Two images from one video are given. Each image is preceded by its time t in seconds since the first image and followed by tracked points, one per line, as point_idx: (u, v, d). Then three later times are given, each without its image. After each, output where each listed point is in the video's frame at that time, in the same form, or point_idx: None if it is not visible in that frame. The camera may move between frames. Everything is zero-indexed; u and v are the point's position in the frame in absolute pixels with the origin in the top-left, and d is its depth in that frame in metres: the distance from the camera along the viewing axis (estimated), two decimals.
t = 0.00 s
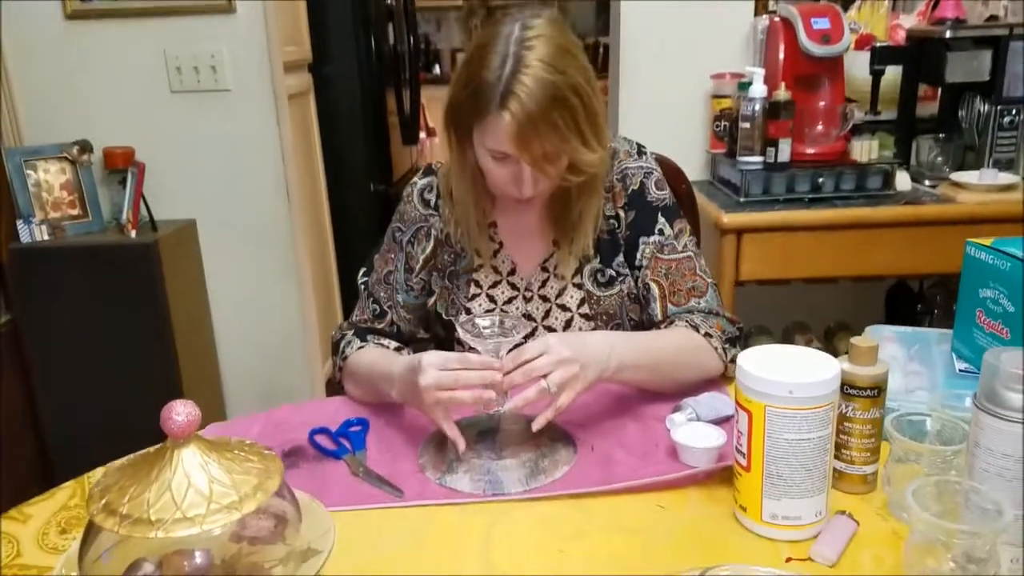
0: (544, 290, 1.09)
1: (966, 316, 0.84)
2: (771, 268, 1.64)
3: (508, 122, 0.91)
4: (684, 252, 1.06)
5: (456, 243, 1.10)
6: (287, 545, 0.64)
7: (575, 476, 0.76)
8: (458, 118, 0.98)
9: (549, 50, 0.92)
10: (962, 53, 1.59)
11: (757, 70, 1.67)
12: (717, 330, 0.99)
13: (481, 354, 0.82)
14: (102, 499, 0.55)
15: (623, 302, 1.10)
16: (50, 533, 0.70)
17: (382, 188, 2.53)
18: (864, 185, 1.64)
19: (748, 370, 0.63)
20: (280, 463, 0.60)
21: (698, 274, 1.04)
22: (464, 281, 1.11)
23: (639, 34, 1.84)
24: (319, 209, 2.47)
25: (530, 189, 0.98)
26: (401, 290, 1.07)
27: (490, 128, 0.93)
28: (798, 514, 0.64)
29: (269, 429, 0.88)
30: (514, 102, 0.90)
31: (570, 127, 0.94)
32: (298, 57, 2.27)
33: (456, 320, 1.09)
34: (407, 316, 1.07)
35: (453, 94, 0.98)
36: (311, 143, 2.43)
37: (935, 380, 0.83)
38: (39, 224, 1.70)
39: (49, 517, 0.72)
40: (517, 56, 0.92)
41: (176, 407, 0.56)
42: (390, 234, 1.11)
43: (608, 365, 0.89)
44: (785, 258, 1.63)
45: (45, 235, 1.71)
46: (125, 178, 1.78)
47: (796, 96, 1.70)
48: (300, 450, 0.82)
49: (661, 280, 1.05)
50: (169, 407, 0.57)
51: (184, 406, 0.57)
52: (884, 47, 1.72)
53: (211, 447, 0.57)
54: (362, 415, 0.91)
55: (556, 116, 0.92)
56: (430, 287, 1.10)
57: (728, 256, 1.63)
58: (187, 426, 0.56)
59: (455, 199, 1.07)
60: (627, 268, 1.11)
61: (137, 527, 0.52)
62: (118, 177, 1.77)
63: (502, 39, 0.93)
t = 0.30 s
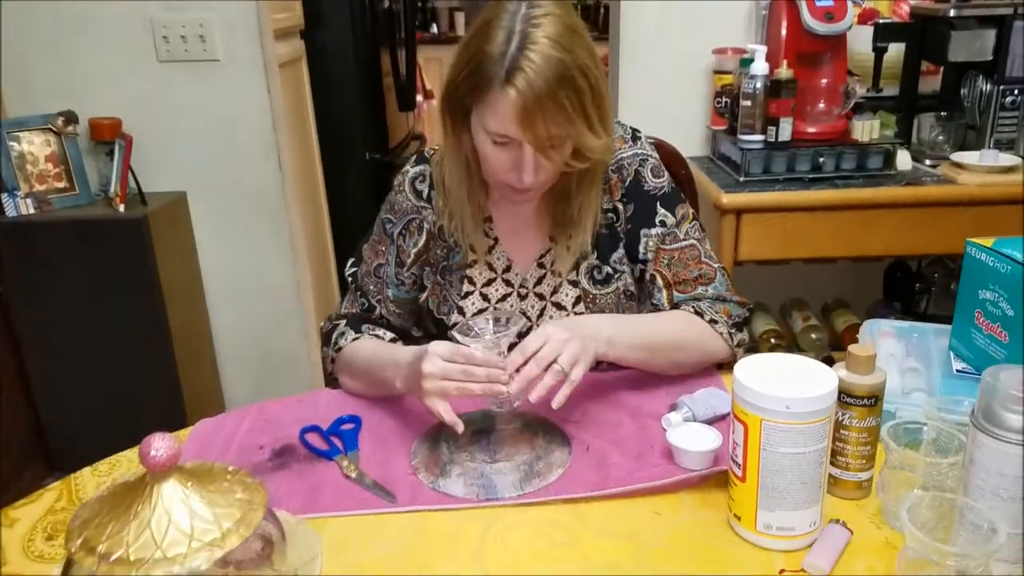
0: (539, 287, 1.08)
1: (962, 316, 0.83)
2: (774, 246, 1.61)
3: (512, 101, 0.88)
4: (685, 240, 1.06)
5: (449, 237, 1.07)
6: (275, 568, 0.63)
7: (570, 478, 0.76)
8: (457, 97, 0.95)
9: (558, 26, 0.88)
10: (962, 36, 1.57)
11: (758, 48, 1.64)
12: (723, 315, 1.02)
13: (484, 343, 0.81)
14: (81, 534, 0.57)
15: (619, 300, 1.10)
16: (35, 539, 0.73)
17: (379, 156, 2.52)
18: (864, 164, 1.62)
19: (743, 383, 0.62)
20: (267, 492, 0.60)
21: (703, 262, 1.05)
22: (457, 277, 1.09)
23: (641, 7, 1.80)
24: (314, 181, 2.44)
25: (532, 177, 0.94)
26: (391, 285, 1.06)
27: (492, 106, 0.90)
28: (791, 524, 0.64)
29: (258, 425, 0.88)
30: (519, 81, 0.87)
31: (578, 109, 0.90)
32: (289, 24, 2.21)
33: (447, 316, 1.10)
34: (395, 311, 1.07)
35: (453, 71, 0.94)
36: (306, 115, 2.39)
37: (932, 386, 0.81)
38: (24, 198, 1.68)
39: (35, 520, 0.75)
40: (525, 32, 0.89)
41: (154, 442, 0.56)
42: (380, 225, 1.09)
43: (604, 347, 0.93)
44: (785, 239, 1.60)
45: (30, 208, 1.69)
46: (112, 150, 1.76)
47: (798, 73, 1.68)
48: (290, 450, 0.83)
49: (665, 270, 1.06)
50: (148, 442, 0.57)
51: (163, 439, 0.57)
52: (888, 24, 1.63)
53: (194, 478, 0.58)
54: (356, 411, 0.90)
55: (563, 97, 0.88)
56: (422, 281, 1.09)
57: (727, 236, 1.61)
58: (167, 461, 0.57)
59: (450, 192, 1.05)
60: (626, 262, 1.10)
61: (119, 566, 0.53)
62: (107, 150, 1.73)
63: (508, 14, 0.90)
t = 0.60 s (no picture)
0: (527, 323, 1.03)
1: (955, 343, 0.82)
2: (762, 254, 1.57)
3: (518, 148, 0.84)
4: (694, 271, 1.05)
5: (433, 264, 1.03)
6: None
7: (550, 509, 0.75)
8: (458, 131, 0.90)
9: (575, 75, 0.86)
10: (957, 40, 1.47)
11: (750, 51, 1.62)
12: (735, 342, 1.03)
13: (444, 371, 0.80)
14: None
15: (612, 338, 1.07)
16: None
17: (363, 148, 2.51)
18: (855, 171, 1.59)
19: (732, 425, 0.60)
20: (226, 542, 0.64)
21: (715, 292, 1.04)
22: (439, 306, 1.04)
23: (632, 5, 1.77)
24: (297, 175, 2.39)
25: (526, 224, 0.89)
26: (368, 308, 1.04)
27: (494, 149, 0.86)
28: (775, 568, 0.62)
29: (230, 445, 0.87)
30: (528, 128, 0.83)
31: (586, 163, 0.88)
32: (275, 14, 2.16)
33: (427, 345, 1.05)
34: (367, 335, 1.04)
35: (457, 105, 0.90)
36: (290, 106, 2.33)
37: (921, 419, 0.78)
38: None
39: None
40: (536, 77, 0.85)
41: (110, 506, 0.59)
42: (360, 243, 1.05)
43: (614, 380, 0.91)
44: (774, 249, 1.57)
45: (5, 199, 1.63)
46: (91, 140, 1.71)
47: (790, 77, 1.66)
48: (263, 475, 0.82)
49: (677, 301, 1.05)
50: (103, 501, 0.59)
51: (118, 497, 0.60)
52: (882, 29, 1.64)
53: (149, 536, 0.61)
54: (328, 432, 0.89)
55: (573, 149, 0.86)
56: (402, 305, 1.06)
57: (714, 239, 1.62)
58: (122, 523, 0.59)
59: (440, 226, 1.00)
60: (620, 302, 1.07)
61: None
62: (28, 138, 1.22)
63: (523, 55, 0.87)
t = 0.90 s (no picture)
0: (535, 351, 1.01)
1: (967, 357, 0.80)
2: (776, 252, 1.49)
3: (584, 206, 0.78)
4: (722, 299, 1.04)
5: (447, 283, 1.01)
6: None
7: (550, 531, 0.74)
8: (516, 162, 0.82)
9: (656, 144, 0.82)
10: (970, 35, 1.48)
11: (759, 43, 1.56)
12: (754, 366, 1.04)
13: (433, 387, 0.79)
14: None
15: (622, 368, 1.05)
16: None
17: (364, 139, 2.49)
18: (864, 167, 1.54)
19: (737, 450, 0.58)
20: None
21: (740, 323, 1.04)
22: (448, 329, 1.01)
23: None
24: (297, 170, 2.37)
25: (558, 279, 0.80)
26: (376, 323, 1.02)
27: (553, 198, 0.78)
28: None
29: (224, 459, 0.86)
30: (601, 189, 0.79)
31: (643, 235, 0.85)
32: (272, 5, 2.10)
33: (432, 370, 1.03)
34: (375, 349, 1.02)
35: (522, 134, 0.82)
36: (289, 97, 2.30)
37: (934, 437, 0.77)
38: None
39: None
40: (623, 137, 0.80)
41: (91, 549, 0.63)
42: (373, 256, 1.02)
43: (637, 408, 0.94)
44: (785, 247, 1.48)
45: None
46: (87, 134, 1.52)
47: (798, 71, 1.59)
48: (256, 489, 0.82)
49: (700, 330, 1.05)
50: (83, 546, 0.64)
51: (98, 541, 0.65)
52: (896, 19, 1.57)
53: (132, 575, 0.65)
54: (323, 445, 0.89)
55: (637, 218, 0.83)
56: (410, 322, 1.04)
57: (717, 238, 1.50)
58: (104, 565, 0.64)
59: (469, 259, 0.94)
60: (637, 336, 1.05)
61: None
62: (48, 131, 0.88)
63: (612, 106, 0.81)
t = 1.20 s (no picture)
0: (541, 336, 1.01)
1: (977, 343, 0.78)
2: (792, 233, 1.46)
3: (624, 215, 0.80)
4: (735, 288, 1.03)
5: (456, 272, 1.00)
6: None
7: (552, 520, 0.74)
8: (549, 161, 0.84)
9: (696, 153, 0.83)
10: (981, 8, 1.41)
11: (767, 18, 1.53)
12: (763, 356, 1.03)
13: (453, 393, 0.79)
14: None
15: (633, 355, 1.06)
16: None
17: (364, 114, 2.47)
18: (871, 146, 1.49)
19: (745, 445, 0.58)
20: None
21: (749, 312, 1.04)
22: (454, 317, 1.01)
23: None
24: (297, 146, 2.36)
25: (584, 284, 0.83)
26: (381, 310, 1.01)
27: (590, 205, 0.80)
28: None
29: (224, 445, 0.86)
30: (641, 199, 0.80)
31: (681, 244, 0.86)
32: None
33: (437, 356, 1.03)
34: (380, 336, 1.02)
35: (557, 134, 0.83)
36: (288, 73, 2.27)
37: (941, 425, 0.76)
38: None
39: None
40: (664, 146, 0.81)
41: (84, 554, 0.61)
42: (380, 241, 1.00)
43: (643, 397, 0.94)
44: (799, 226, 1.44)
45: None
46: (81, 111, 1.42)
47: (806, 45, 1.55)
48: (256, 476, 0.82)
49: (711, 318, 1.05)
50: (75, 548, 0.62)
51: (90, 543, 0.63)
52: None
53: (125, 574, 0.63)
54: (323, 432, 0.89)
55: (676, 227, 0.84)
56: (416, 308, 1.03)
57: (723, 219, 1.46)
58: (95, 566, 0.62)
59: (496, 257, 0.95)
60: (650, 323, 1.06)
61: None
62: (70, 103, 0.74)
63: (652, 111, 0.81)
